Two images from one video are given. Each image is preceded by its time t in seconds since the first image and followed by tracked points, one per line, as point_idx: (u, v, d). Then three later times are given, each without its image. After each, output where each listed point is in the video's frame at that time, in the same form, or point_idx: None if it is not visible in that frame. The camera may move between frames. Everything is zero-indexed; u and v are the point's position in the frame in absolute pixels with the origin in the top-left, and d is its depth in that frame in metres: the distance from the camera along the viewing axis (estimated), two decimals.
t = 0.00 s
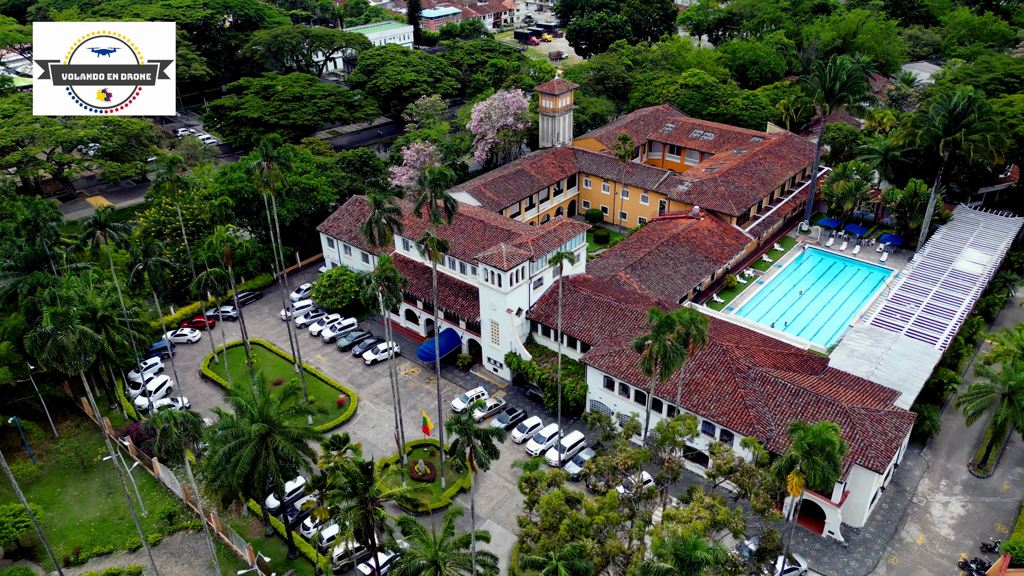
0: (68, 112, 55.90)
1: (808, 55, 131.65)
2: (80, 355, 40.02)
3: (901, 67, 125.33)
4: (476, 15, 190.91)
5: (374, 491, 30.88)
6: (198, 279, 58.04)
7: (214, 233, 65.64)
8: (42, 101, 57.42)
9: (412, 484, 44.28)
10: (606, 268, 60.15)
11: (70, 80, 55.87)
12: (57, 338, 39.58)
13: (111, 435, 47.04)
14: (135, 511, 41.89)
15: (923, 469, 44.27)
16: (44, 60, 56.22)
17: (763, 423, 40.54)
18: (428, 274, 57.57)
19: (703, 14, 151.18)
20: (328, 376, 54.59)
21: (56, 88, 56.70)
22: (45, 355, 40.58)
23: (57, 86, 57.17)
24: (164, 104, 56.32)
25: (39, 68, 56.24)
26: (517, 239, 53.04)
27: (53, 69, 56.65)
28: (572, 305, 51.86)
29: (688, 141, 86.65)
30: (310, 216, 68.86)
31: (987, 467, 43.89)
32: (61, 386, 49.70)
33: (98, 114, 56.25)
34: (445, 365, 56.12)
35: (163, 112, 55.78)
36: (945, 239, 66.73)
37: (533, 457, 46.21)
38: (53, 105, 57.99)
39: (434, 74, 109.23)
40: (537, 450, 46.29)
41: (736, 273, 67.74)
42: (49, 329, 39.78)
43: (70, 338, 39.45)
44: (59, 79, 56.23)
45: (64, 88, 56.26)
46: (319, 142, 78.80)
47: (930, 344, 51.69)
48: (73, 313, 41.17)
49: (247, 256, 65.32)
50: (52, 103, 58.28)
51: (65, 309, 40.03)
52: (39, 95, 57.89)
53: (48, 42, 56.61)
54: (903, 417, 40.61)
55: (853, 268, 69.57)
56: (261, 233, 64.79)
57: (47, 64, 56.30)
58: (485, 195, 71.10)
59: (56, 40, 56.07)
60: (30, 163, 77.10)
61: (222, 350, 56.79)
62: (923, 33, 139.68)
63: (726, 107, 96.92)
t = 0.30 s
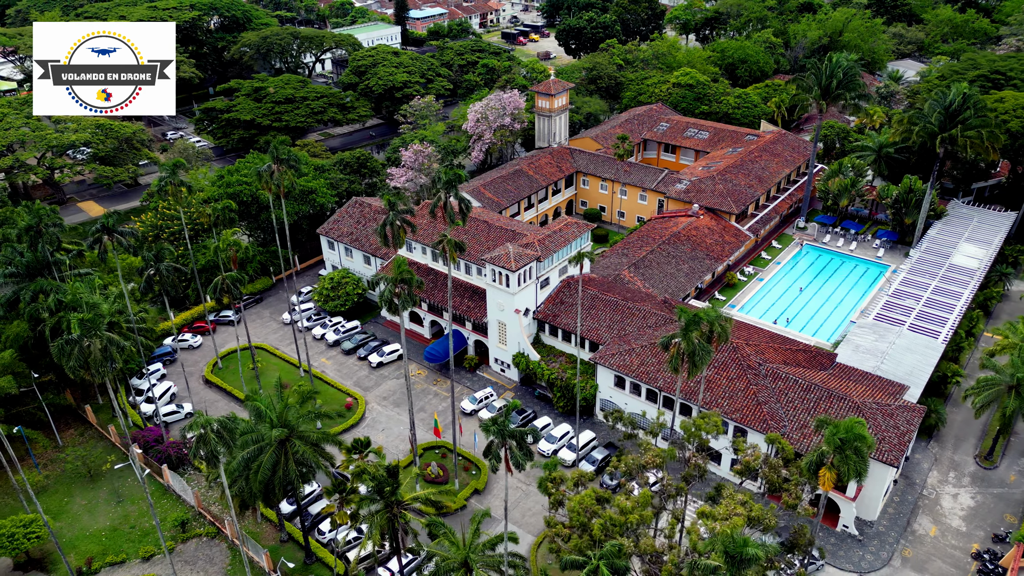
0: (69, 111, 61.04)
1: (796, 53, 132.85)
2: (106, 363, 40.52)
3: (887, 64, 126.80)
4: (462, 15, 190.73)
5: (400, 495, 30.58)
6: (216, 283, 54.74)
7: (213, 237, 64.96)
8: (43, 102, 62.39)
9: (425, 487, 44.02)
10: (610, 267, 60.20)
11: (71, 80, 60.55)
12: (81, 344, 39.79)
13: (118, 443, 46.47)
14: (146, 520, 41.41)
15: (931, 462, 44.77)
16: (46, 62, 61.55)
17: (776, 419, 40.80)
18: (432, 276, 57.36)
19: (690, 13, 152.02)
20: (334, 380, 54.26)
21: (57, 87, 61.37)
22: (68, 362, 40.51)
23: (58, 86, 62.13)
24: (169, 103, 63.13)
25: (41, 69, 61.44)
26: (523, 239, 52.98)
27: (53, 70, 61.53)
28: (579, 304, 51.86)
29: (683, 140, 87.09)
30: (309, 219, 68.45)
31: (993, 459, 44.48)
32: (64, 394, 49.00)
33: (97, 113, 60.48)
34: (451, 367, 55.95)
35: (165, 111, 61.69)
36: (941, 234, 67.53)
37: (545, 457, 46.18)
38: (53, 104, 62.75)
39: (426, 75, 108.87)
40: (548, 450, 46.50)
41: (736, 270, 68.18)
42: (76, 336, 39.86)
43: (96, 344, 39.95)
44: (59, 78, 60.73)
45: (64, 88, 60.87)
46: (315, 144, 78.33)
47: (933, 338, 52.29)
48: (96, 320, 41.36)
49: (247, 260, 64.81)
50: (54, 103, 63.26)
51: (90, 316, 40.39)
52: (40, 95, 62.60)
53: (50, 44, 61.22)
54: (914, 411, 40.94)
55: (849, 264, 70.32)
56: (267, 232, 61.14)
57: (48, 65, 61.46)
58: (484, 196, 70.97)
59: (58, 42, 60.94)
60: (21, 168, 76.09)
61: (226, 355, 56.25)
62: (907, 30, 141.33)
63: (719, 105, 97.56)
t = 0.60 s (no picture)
0: (71, 109, 65.19)
1: (782, 52, 134.03)
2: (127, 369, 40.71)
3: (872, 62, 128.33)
4: (447, 16, 190.42)
5: (426, 499, 30.30)
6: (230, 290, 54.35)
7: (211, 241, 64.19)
8: (44, 101, 66.93)
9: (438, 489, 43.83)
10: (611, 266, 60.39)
11: (71, 80, 65.23)
12: (109, 352, 39.34)
13: (122, 451, 45.81)
14: (157, 528, 40.91)
15: (936, 454, 45.38)
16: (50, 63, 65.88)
17: (788, 414, 41.15)
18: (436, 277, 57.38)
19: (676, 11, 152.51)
20: (340, 383, 54.00)
21: (58, 87, 65.32)
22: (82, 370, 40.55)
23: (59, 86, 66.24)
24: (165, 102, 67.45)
25: (41, 68, 65.33)
26: (528, 239, 53.00)
27: (54, 70, 64.82)
28: (585, 304, 51.94)
29: (677, 139, 87.49)
30: (307, 222, 68.01)
31: (997, 450, 45.20)
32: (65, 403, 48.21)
33: (97, 112, 64.77)
34: (456, 368, 55.82)
35: (161, 110, 67.58)
36: (935, 229, 68.52)
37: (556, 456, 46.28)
38: (55, 105, 66.17)
39: (416, 76, 108.37)
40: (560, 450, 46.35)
41: (735, 268, 68.71)
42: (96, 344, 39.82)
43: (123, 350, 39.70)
44: (61, 79, 65.26)
45: (66, 87, 65.40)
46: (309, 146, 77.68)
47: (933, 332, 53.05)
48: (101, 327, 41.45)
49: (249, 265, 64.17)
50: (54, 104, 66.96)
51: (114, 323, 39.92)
52: (41, 96, 66.51)
53: (53, 45, 65.65)
54: (923, 404, 41.46)
55: (844, 259, 71.09)
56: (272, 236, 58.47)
57: (48, 66, 64.89)
58: (483, 197, 70.76)
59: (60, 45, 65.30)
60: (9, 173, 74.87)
61: (228, 361, 55.70)
62: (889, 29, 143.11)
63: (710, 104, 98.22)
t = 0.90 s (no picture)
0: (72, 108, 68.43)
1: (766, 51, 135.25)
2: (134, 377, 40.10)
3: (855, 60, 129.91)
4: (430, 16, 189.91)
5: (452, 502, 30.11)
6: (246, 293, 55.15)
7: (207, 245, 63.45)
8: (46, 100, 69.97)
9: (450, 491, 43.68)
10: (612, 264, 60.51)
11: (71, 80, 68.57)
12: (135, 358, 39.78)
13: (127, 460, 45.04)
14: (168, 537, 40.41)
15: (941, 445, 46.07)
16: (48, 61, 68.52)
17: (798, 409, 41.54)
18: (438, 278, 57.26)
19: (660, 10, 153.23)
20: (344, 387, 53.63)
21: (58, 87, 69.03)
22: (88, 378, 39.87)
23: (58, 86, 69.78)
24: (168, 102, 72.44)
25: (42, 68, 68.87)
26: (532, 239, 53.00)
27: (53, 70, 69.00)
28: (590, 303, 52.04)
29: (669, 137, 87.93)
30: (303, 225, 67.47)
31: (1000, 439, 45.97)
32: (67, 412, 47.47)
33: (97, 111, 68.71)
34: (461, 369, 55.68)
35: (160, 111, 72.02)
36: (926, 224, 69.59)
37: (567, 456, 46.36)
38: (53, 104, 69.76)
39: (406, 77, 107.86)
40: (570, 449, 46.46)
41: (732, 265, 69.25)
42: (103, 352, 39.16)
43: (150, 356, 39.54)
44: (61, 78, 68.52)
45: (65, 87, 69.03)
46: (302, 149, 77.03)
47: (932, 325, 53.85)
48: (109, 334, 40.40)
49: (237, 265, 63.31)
50: (53, 104, 70.41)
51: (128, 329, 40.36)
52: (40, 95, 70.32)
53: (52, 47, 68.98)
54: (930, 396, 42.00)
55: (838, 255, 71.90)
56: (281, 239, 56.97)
57: (48, 66, 68.78)
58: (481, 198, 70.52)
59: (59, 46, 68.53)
60: None
61: (230, 366, 55.11)
62: (870, 27, 145.00)
63: (700, 102, 98.95)
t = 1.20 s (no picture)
0: (70, 111, 64.26)
1: (748, 49, 136.38)
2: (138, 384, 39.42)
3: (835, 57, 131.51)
4: (411, 17, 188.86)
5: (476, 504, 29.92)
6: (257, 298, 53.31)
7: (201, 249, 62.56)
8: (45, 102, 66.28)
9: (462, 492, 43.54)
10: (610, 262, 60.71)
11: (70, 80, 64.53)
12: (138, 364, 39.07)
13: (132, 470, 44.30)
14: (177, 546, 39.83)
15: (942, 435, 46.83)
16: (46, 62, 65.05)
17: (805, 402, 42.02)
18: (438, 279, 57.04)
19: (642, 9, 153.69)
20: (347, 390, 53.20)
21: (58, 87, 64.82)
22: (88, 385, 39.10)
23: (57, 86, 65.51)
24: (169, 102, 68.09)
25: (41, 69, 65.01)
26: (534, 238, 53.03)
27: (53, 70, 65.15)
28: (593, 301, 52.17)
29: (658, 136, 88.35)
30: (298, 228, 67.09)
31: (999, 428, 46.81)
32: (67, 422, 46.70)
33: (97, 112, 64.13)
34: (463, 370, 55.54)
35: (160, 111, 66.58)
36: (915, 218, 70.73)
37: (576, 455, 46.47)
38: (53, 104, 66.20)
39: (392, 78, 107.24)
40: (578, 447, 46.64)
41: (727, 261, 69.85)
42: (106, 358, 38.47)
43: (160, 363, 38.73)
44: (60, 78, 64.62)
45: (64, 87, 64.78)
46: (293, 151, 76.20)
47: (928, 317, 54.78)
48: (113, 342, 40.03)
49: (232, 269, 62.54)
50: (52, 103, 66.33)
51: (131, 338, 40.31)
52: (39, 95, 66.28)
53: (51, 45, 64.98)
54: (934, 386, 42.59)
55: (830, 250, 72.84)
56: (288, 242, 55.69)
57: (47, 65, 65.01)
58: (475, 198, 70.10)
59: (57, 43, 64.53)
60: None
61: (229, 371, 54.50)
62: (848, 24, 146.92)
63: (686, 101, 99.72)
